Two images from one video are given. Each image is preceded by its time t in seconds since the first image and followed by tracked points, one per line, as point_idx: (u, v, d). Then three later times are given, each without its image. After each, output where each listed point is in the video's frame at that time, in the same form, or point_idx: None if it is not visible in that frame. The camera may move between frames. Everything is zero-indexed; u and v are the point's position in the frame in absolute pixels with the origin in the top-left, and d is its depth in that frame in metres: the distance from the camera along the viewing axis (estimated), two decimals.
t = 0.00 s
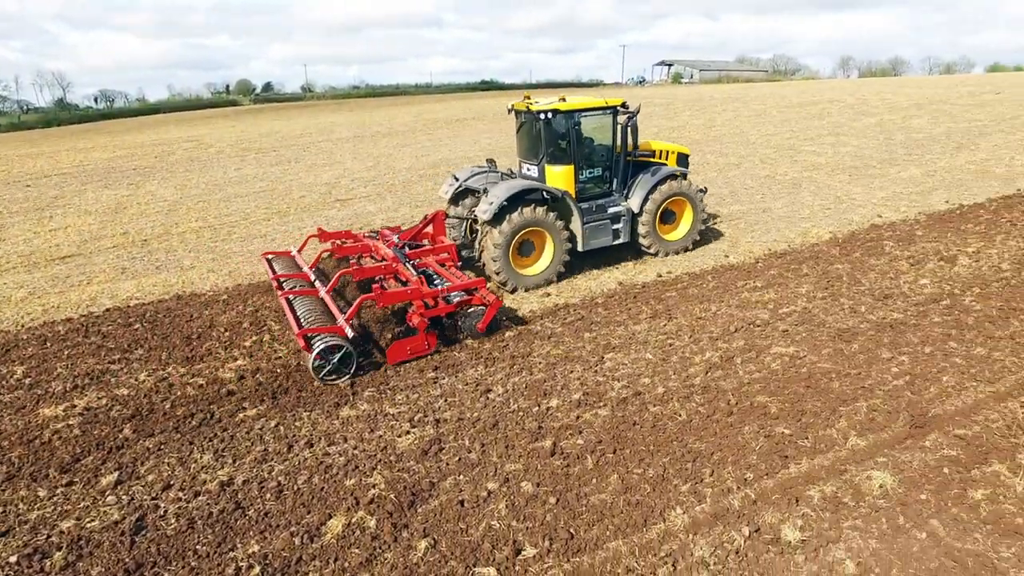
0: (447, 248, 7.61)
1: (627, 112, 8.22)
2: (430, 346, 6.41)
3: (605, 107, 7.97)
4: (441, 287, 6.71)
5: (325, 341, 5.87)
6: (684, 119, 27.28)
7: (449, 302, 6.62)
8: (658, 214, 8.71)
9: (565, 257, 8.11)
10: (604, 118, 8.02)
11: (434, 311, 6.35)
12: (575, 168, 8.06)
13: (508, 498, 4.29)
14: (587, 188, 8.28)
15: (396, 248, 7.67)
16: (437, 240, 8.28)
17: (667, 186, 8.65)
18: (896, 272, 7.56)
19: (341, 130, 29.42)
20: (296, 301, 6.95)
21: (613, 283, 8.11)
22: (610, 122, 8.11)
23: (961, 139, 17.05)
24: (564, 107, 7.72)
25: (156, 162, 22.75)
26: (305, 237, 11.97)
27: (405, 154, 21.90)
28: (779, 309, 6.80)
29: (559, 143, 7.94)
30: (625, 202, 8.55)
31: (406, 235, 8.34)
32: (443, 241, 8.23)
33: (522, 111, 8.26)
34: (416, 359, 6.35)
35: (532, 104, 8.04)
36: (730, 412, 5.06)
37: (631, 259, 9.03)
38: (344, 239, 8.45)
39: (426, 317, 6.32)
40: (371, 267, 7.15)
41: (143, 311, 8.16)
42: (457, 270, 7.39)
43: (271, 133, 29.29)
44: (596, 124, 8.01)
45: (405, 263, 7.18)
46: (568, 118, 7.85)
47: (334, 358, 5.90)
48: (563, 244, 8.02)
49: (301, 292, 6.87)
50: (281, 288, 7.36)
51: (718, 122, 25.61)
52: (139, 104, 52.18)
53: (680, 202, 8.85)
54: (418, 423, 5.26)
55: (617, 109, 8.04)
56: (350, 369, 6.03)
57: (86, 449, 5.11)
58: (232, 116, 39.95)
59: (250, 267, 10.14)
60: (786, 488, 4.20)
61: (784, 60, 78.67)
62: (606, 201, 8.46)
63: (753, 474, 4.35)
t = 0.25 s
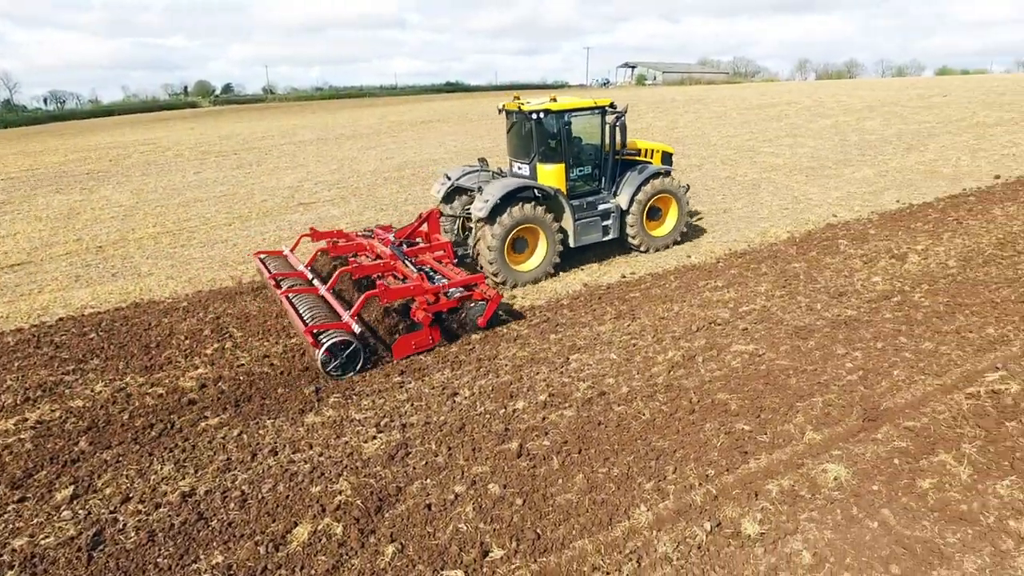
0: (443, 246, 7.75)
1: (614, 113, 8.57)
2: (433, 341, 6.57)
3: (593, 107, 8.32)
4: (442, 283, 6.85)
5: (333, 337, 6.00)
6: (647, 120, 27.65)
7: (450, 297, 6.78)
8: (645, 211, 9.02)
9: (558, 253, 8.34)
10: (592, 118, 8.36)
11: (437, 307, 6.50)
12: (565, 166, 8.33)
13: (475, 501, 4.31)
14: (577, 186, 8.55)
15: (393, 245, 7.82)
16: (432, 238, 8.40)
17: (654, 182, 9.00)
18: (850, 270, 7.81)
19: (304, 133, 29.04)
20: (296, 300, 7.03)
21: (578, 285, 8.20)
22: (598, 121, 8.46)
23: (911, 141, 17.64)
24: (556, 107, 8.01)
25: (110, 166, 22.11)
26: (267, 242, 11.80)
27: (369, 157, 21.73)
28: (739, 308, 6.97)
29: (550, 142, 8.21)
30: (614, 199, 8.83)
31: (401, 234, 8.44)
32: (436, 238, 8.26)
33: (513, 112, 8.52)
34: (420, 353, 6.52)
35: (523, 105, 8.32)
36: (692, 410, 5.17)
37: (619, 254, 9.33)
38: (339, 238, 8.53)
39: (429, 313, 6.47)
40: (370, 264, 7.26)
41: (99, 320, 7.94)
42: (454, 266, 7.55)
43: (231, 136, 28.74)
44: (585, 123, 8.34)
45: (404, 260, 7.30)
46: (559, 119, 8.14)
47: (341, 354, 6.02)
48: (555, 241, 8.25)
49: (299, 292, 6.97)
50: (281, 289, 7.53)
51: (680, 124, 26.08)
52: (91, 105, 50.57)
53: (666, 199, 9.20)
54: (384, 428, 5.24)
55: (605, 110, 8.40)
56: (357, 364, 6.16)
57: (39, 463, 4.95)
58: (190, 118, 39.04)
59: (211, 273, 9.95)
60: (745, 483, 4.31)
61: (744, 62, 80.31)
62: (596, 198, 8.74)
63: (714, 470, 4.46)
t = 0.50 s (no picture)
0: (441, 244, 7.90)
1: (603, 114, 8.79)
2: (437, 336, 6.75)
3: (585, 108, 8.54)
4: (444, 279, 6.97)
5: (342, 333, 6.13)
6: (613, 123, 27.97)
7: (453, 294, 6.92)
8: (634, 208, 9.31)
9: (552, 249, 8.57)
10: (584, 119, 8.58)
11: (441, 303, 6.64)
12: (558, 166, 8.53)
13: (445, 506, 4.31)
14: (569, 185, 8.79)
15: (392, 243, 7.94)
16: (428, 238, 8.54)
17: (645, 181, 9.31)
18: (810, 270, 8.03)
19: (268, 136, 28.61)
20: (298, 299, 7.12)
21: (547, 288, 8.26)
22: (589, 122, 8.68)
23: (867, 144, 18.20)
24: (549, 109, 8.19)
25: (65, 171, 21.45)
26: (230, 248, 11.61)
27: (335, 161, 21.53)
28: (703, 310, 7.11)
29: (544, 143, 8.39)
30: (605, 198, 9.10)
31: (398, 233, 8.56)
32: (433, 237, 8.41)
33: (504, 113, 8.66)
34: (425, 348, 6.68)
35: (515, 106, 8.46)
36: (658, 410, 5.26)
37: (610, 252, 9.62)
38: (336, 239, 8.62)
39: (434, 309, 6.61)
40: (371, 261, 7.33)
41: (55, 331, 7.70)
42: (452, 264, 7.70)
43: (192, 139, 28.15)
44: (577, 124, 8.55)
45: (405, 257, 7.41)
46: (551, 120, 8.32)
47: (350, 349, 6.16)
48: (550, 238, 8.47)
49: (301, 290, 7.06)
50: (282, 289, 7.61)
51: (645, 127, 26.45)
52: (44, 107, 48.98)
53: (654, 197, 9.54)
54: (353, 436, 5.21)
55: (596, 111, 8.62)
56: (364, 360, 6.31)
57: None
58: (148, 121, 38.10)
59: (172, 280, 9.74)
60: (711, 481, 4.40)
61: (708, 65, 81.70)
62: (587, 197, 8.99)
63: (680, 469, 4.54)
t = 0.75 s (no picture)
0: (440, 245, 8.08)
1: (596, 117, 9.12)
2: (442, 333, 6.95)
3: (577, 112, 8.86)
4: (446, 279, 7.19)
5: (352, 330, 6.26)
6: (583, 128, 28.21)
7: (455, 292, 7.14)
8: (625, 209, 9.66)
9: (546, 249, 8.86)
10: (576, 123, 8.90)
11: (444, 301, 6.85)
12: (552, 168, 8.84)
13: (418, 515, 4.30)
14: (562, 186, 9.12)
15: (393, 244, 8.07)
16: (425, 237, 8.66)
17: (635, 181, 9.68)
18: (775, 273, 8.20)
19: (235, 141, 28.17)
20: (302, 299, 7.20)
21: (519, 293, 8.30)
22: (581, 125, 9.00)
23: (830, 148, 18.65)
24: (544, 112, 8.49)
25: (22, 177, 20.80)
26: (197, 256, 11.40)
27: (304, 166, 21.30)
28: (673, 313, 7.20)
29: (538, 145, 8.69)
30: (597, 199, 9.43)
31: (396, 234, 8.67)
32: (432, 237, 8.57)
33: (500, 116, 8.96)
34: (431, 345, 6.87)
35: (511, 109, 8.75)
36: (629, 414, 5.32)
37: (601, 251, 9.96)
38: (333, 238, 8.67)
39: (439, 307, 6.82)
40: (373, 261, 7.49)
41: (12, 344, 7.47)
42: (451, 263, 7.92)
43: (156, 145, 27.57)
44: (570, 128, 8.87)
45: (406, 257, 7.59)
46: (545, 123, 8.62)
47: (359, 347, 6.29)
48: (545, 238, 8.76)
49: (306, 290, 7.15)
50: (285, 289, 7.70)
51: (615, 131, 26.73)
52: None
53: (644, 198, 9.90)
54: (324, 446, 5.16)
55: (588, 115, 8.95)
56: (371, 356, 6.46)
57: None
58: (110, 125, 37.19)
59: (136, 290, 9.53)
60: (681, 483, 4.47)
61: (675, 70, 82.85)
62: (580, 198, 9.32)
63: (651, 472, 4.60)
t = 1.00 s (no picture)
0: (441, 245, 8.29)
1: (588, 121, 9.47)
2: (450, 330, 7.17)
3: (570, 117, 9.22)
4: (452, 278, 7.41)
5: (364, 329, 6.47)
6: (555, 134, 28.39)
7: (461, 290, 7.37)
8: (618, 210, 10.05)
9: (544, 249, 9.16)
10: (570, 127, 9.25)
11: (452, 300, 7.08)
12: (548, 170, 9.16)
13: (394, 527, 4.26)
14: (558, 188, 9.45)
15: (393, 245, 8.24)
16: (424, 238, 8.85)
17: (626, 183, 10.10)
18: (745, 277, 8.35)
19: (202, 147, 27.72)
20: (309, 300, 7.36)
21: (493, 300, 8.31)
22: (574, 129, 9.36)
23: (796, 154, 19.09)
24: (539, 116, 8.85)
25: None
26: (163, 265, 11.17)
27: (274, 173, 21.04)
28: (645, 319, 7.28)
29: (534, 149, 9.02)
30: (590, 200, 9.80)
31: (396, 236, 8.84)
32: (431, 239, 8.76)
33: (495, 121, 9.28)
34: (440, 342, 7.07)
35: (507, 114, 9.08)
36: (604, 421, 5.35)
37: (595, 251, 10.33)
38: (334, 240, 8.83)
39: (446, 306, 7.04)
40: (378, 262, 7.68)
41: None
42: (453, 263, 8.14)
43: (120, 151, 26.95)
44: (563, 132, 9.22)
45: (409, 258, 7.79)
46: (540, 127, 8.97)
47: (371, 345, 6.49)
48: (542, 238, 9.07)
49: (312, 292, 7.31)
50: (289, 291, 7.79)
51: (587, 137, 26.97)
52: None
53: (635, 199, 10.32)
54: (297, 458, 5.09)
55: (580, 119, 9.31)
56: (384, 354, 6.66)
57: None
58: (71, 131, 36.27)
59: (100, 301, 9.29)
60: (655, 489, 4.51)
61: (645, 76, 83.84)
62: (575, 199, 9.67)
63: (626, 478, 4.63)
